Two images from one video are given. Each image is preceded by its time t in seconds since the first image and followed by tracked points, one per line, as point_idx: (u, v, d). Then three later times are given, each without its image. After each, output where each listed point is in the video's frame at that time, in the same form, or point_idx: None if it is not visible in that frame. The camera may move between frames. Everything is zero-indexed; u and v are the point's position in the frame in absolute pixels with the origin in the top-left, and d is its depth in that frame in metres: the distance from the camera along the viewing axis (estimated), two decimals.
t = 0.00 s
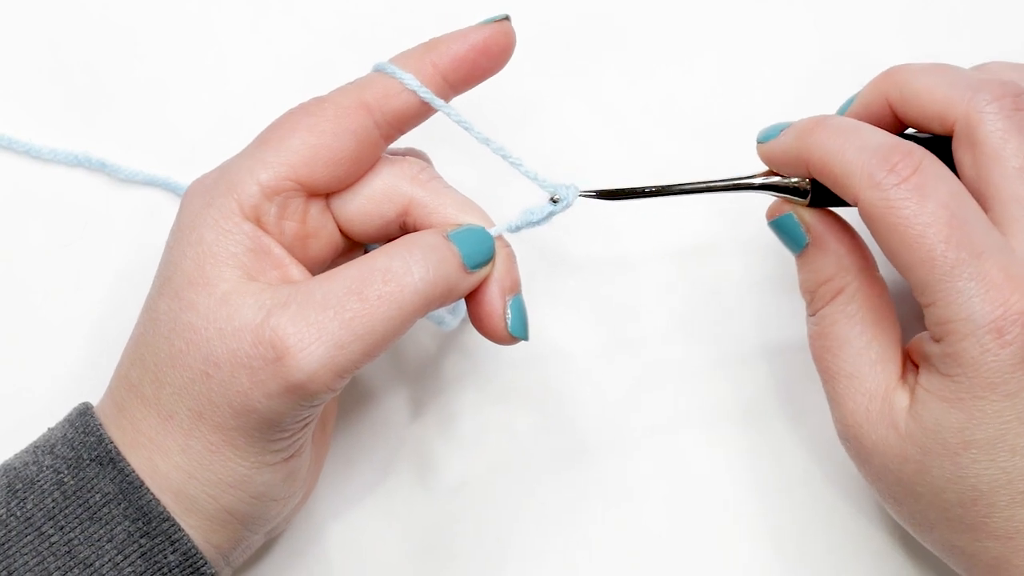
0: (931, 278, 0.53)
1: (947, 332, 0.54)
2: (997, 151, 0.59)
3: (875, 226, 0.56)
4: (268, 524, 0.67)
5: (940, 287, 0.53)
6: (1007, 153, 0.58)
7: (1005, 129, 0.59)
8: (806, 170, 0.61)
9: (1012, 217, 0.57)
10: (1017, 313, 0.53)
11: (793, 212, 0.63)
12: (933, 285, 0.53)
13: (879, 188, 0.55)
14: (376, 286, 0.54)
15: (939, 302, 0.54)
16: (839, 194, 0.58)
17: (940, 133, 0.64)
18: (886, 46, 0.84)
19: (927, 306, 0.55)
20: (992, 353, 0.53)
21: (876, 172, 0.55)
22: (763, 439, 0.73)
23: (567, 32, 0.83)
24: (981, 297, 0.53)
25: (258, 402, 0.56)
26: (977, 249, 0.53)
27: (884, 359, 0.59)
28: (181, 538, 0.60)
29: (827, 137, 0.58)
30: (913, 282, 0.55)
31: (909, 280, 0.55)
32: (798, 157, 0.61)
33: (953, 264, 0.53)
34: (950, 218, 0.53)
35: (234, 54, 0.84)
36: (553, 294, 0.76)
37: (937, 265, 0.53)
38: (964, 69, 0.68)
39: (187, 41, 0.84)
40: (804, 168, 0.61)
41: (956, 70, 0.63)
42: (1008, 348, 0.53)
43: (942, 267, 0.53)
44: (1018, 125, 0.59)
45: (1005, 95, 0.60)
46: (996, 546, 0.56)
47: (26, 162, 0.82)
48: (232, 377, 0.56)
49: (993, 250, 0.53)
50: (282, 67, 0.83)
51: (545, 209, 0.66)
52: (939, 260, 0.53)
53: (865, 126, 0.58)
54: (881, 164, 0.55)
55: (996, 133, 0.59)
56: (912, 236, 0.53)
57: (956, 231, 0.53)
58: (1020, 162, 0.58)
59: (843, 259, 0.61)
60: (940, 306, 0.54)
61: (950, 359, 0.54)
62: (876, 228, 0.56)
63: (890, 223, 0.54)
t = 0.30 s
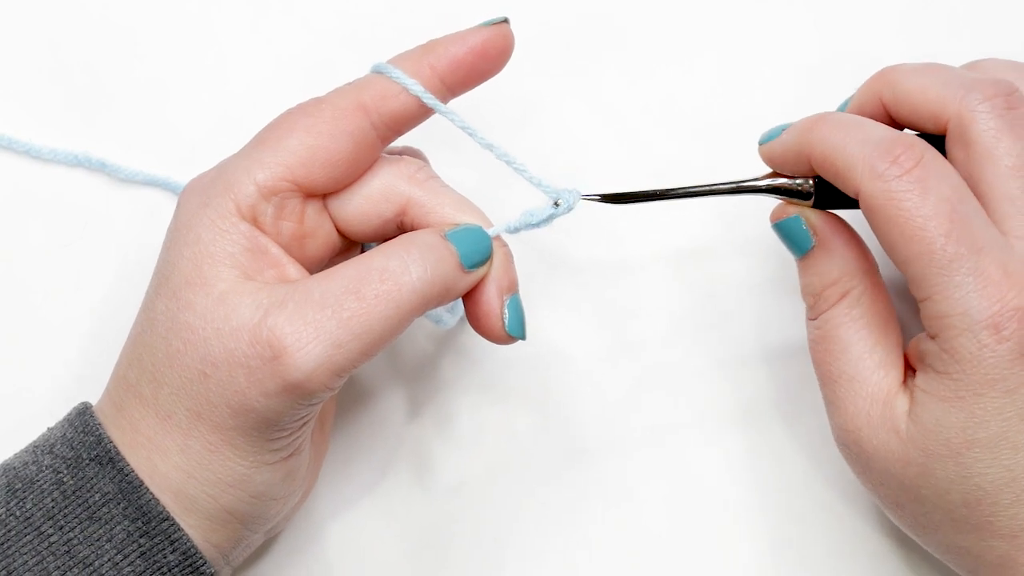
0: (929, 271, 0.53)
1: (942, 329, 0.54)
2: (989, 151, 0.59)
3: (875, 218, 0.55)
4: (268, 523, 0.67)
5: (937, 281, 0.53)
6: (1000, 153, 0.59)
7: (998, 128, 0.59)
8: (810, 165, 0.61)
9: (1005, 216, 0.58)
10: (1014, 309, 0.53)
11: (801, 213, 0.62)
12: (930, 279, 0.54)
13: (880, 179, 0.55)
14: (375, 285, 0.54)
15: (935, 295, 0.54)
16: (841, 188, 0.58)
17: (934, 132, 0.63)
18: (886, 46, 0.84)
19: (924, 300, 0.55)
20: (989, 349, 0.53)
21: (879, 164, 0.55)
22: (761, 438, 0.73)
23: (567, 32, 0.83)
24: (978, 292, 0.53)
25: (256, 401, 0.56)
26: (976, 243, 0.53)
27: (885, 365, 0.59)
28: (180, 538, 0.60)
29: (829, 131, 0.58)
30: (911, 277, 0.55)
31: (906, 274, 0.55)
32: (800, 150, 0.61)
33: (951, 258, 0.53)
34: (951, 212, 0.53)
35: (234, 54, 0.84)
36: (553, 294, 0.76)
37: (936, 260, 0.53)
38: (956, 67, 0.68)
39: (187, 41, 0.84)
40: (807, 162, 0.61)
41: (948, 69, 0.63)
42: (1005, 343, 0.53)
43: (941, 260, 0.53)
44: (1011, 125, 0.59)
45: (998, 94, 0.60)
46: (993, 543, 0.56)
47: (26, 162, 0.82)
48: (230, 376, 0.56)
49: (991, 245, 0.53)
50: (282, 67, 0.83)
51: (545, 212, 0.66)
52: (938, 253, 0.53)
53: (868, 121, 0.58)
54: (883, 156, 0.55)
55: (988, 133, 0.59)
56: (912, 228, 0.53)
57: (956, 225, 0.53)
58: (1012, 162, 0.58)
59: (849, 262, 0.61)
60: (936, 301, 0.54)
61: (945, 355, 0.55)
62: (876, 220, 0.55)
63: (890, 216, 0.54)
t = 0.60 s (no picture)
0: (921, 265, 0.54)
1: (931, 324, 0.55)
2: (975, 148, 0.59)
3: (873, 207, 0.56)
4: (267, 522, 0.67)
5: (928, 275, 0.54)
6: (985, 148, 0.59)
7: (983, 126, 0.59)
8: (812, 163, 0.63)
9: (992, 212, 0.58)
10: (1002, 306, 0.53)
11: (809, 223, 0.61)
12: (922, 273, 0.54)
13: (881, 165, 0.56)
14: (372, 284, 0.54)
15: (925, 289, 0.55)
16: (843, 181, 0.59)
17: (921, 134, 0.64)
18: (885, 46, 0.84)
19: (912, 295, 0.56)
20: (978, 344, 0.54)
21: (880, 152, 0.56)
22: (760, 438, 0.73)
23: (566, 32, 0.83)
24: (967, 289, 0.54)
25: (253, 400, 0.56)
26: (969, 237, 0.54)
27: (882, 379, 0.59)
28: (180, 538, 0.60)
29: (827, 127, 0.60)
30: (902, 269, 0.56)
31: (899, 267, 0.56)
32: (802, 151, 0.62)
33: (945, 250, 0.54)
34: (950, 206, 0.54)
35: (234, 54, 0.84)
36: (552, 294, 0.76)
37: (929, 250, 0.54)
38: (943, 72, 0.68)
39: (187, 41, 0.84)
40: (808, 160, 0.63)
41: (930, 73, 0.64)
42: (995, 338, 0.53)
43: (935, 253, 0.54)
44: (997, 122, 0.59)
45: (983, 92, 0.60)
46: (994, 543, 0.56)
47: (26, 162, 0.82)
48: (227, 376, 0.56)
49: (982, 240, 0.54)
50: (282, 67, 0.83)
51: (545, 215, 0.66)
52: (933, 244, 0.54)
53: (866, 118, 0.60)
54: (884, 144, 0.56)
55: (974, 130, 0.59)
56: (910, 217, 0.54)
57: (952, 217, 0.54)
58: (998, 158, 0.58)
59: (849, 277, 0.60)
60: (925, 294, 0.55)
61: (934, 352, 0.55)
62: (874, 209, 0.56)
63: (887, 205, 0.55)
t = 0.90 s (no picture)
0: (943, 245, 0.54)
1: (957, 305, 0.54)
2: (984, 135, 0.60)
3: (891, 191, 0.56)
4: (266, 519, 0.67)
5: (950, 255, 0.54)
6: (994, 135, 0.60)
7: (989, 114, 0.61)
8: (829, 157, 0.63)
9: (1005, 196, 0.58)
10: None
11: (834, 221, 0.59)
12: (943, 253, 0.54)
13: (900, 149, 0.56)
14: (366, 280, 0.54)
15: (947, 270, 0.54)
16: (859, 170, 0.60)
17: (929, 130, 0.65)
18: (885, 46, 0.84)
19: (933, 278, 0.55)
20: (1006, 323, 0.53)
21: (897, 138, 0.57)
22: (761, 438, 0.73)
23: (567, 32, 0.83)
24: (991, 268, 0.53)
25: (248, 397, 0.56)
26: (989, 217, 0.54)
27: (909, 372, 0.56)
28: (176, 536, 0.60)
29: (844, 119, 0.61)
30: (923, 252, 0.55)
31: (919, 250, 0.56)
32: (819, 146, 0.63)
33: (966, 230, 0.54)
34: (968, 187, 0.54)
35: (233, 54, 0.84)
36: (550, 294, 0.76)
37: (952, 231, 0.54)
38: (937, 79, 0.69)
39: (186, 41, 0.84)
40: (825, 154, 0.63)
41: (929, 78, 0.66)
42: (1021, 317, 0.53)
43: (956, 233, 0.54)
44: (1002, 111, 0.61)
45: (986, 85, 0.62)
46: (996, 541, 0.56)
47: (25, 162, 0.82)
48: (221, 373, 0.56)
49: (1001, 221, 0.54)
50: (282, 67, 0.83)
51: (537, 210, 0.66)
52: (954, 223, 0.54)
53: (881, 111, 0.60)
54: (902, 130, 0.57)
55: (981, 119, 0.61)
56: (930, 198, 0.54)
57: (972, 197, 0.54)
58: (1008, 140, 0.59)
59: (873, 272, 0.58)
60: (948, 276, 0.54)
61: (961, 334, 0.54)
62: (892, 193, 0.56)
63: (907, 188, 0.55)
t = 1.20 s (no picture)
0: (930, 241, 0.54)
1: (947, 300, 0.54)
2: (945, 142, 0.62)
3: (874, 197, 0.56)
4: (273, 528, 0.67)
5: (936, 251, 0.54)
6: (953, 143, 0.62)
7: (945, 123, 0.63)
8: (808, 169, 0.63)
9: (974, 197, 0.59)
10: (1015, 276, 0.53)
11: (833, 223, 0.58)
12: (930, 249, 0.54)
13: (879, 154, 0.56)
14: (394, 306, 0.54)
15: (935, 266, 0.54)
16: (840, 179, 0.60)
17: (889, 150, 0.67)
18: (885, 46, 0.84)
19: (922, 275, 0.55)
20: (997, 314, 0.53)
21: (875, 141, 0.57)
22: (759, 439, 0.73)
23: (567, 33, 0.83)
24: (977, 260, 0.54)
25: (269, 416, 0.56)
26: (971, 211, 0.54)
27: (909, 371, 0.57)
28: (184, 543, 0.60)
29: (823, 131, 0.61)
30: (909, 249, 0.55)
31: (905, 251, 0.56)
32: (798, 158, 0.63)
33: (948, 226, 0.54)
34: (948, 185, 0.55)
35: (233, 54, 0.84)
36: (549, 294, 0.76)
37: (936, 227, 0.54)
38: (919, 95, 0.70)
39: (186, 41, 0.84)
40: (804, 164, 0.63)
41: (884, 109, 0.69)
42: (1011, 307, 0.53)
43: (941, 229, 0.54)
44: (955, 119, 0.63)
45: (935, 102, 0.65)
46: (993, 541, 0.56)
47: (25, 163, 0.82)
48: (243, 391, 0.56)
49: (983, 215, 0.55)
50: (282, 67, 0.83)
51: (544, 220, 0.65)
52: (937, 221, 0.54)
53: (854, 122, 0.61)
54: (879, 136, 0.57)
55: (937, 129, 0.63)
56: (911, 199, 0.55)
57: (952, 196, 0.55)
58: (968, 145, 0.61)
59: (874, 273, 0.57)
60: (936, 271, 0.54)
61: (953, 327, 0.54)
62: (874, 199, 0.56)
63: (889, 188, 0.55)
